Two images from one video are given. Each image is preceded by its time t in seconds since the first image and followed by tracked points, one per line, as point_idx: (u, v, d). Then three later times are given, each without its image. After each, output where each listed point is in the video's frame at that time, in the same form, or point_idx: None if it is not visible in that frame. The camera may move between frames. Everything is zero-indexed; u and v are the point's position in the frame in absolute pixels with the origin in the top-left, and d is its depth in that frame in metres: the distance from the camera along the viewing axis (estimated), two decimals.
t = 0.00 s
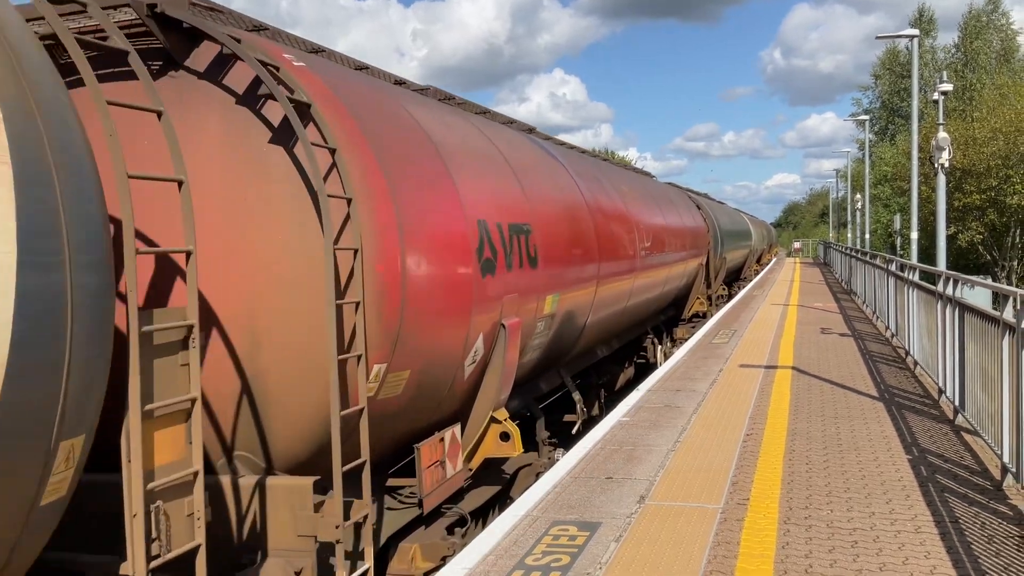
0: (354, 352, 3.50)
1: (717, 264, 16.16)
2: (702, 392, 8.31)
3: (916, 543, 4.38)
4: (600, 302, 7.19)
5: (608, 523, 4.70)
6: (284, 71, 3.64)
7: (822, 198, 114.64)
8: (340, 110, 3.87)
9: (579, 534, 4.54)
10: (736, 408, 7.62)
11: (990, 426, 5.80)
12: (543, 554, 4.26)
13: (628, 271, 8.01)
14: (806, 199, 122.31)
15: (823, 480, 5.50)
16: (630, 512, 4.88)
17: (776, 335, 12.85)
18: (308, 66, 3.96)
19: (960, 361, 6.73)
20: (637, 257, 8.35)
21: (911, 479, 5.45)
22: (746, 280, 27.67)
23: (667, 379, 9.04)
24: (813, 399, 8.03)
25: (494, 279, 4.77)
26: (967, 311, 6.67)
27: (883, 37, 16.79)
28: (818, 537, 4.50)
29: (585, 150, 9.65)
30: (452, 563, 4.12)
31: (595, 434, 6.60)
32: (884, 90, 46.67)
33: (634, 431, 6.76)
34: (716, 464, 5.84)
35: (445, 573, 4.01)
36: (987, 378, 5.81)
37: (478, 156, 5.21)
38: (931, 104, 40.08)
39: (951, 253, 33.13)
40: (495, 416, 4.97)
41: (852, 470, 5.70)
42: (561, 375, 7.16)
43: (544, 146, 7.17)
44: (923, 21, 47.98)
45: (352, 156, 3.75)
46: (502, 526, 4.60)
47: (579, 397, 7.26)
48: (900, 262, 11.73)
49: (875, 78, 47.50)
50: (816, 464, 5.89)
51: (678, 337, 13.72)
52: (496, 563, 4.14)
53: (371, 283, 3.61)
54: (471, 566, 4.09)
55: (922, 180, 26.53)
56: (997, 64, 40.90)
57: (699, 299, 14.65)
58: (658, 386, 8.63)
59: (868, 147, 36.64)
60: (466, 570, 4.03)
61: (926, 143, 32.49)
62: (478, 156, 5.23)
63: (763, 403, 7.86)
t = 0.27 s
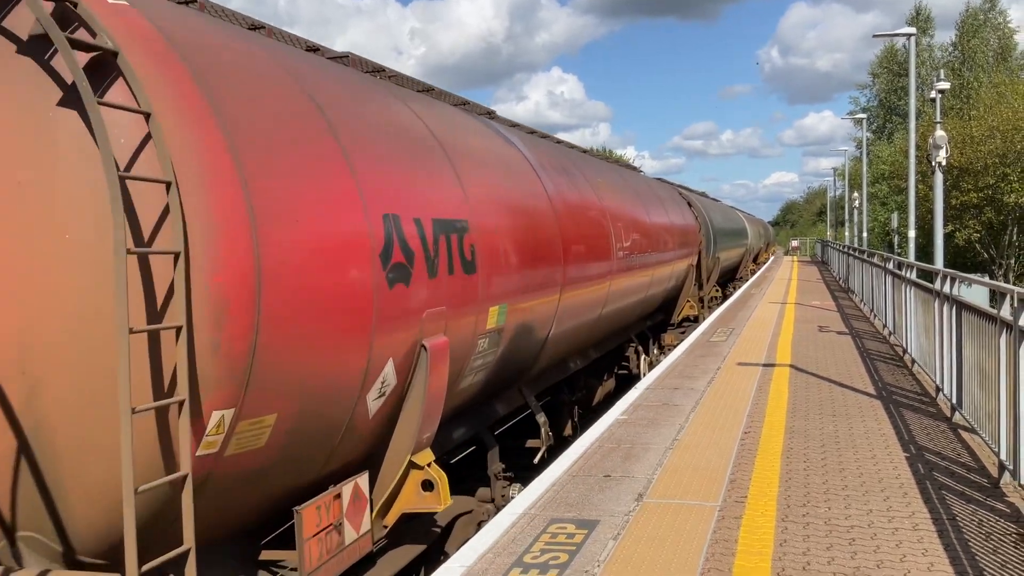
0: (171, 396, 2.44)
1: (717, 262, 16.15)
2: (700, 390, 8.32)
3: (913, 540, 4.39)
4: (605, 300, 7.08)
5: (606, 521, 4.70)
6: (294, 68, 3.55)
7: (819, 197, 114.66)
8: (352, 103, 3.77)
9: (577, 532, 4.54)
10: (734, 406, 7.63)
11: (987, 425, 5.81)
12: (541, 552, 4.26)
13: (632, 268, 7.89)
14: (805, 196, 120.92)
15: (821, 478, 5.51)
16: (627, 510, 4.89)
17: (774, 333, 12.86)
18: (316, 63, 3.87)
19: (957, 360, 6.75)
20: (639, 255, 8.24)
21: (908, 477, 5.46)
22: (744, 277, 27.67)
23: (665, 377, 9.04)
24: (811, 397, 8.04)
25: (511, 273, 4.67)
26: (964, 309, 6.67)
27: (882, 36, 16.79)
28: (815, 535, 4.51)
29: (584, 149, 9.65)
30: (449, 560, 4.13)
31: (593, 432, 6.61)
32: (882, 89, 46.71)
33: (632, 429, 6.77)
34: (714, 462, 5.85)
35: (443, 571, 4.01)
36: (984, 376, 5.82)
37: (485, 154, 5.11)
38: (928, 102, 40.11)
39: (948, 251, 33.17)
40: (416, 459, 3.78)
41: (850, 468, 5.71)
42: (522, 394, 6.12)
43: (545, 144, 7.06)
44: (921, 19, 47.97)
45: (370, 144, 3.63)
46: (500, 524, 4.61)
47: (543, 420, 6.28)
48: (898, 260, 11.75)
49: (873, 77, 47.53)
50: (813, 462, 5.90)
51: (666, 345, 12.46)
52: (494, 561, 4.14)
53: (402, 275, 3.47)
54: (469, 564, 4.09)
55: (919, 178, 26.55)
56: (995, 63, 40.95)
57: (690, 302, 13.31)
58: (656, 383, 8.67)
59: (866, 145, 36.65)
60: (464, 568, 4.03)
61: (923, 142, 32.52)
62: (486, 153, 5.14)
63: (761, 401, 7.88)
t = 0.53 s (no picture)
0: None
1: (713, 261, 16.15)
2: (699, 389, 8.31)
3: (911, 539, 4.39)
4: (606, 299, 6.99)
5: (603, 521, 4.69)
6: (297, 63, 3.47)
7: (817, 196, 114.72)
8: (354, 100, 3.69)
9: (575, 532, 4.52)
10: (731, 405, 7.63)
11: (984, 423, 5.81)
12: (539, 551, 4.25)
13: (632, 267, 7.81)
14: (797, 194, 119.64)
15: (818, 477, 5.51)
16: (625, 509, 4.88)
17: (771, 333, 12.87)
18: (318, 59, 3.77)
19: (955, 358, 6.75)
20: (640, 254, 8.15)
21: (907, 475, 5.46)
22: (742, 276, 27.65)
23: (663, 376, 9.04)
24: (808, 396, 8.04)
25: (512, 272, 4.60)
26: (962, 308, 6.66)
27: (880, 35, 16.80)
28: (812, 534, 4.50)
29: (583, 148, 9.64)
30: (448, 560, 4.11)
31: (591, 431, 6.60)
32: (879, 88, 46.74)
33: (630, 428, 6.77)
34: (712, 461, 5.85)
35: (440, 571, 4.00)
36: (982, 375, 5.82)
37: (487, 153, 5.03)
38: (925, 102, 40.15)
39: (945, 250, 33.22)
40: (277, 540, 2.79)
41: (847, 467, 5.71)
42: (470, 422, 5.20)
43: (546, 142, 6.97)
44: (918, 19, 48.00)
45: (375, 141, 3.54)
46: (498, 524, 4.59)
47: (495, 452, 5.31)
48: (895, 260, 11.76)
49: (870, 76, 47.56)
50: (810, 461, 5.90)
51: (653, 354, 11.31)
52: (491, 561, 4.13)
53: (409, 275, 3.40)
54: (467, 563, 4.08)
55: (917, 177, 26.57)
56: (991, 62, 41.01)
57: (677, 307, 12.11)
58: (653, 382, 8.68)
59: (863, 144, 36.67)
60: (462, 568, 4.02)
61: (921, 141, 32.55)
62: (487, 151, 5.06)
63: (758, 400, 7.88)
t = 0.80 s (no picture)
0: None
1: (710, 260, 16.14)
2: (696, 389, 8.33)
3: (908, 538, 4.39)
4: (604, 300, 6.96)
5: (601, 520, 4.69)
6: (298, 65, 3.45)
7: (813, 196, 114.83)
8: (355, 102, 3.67)
9: (572, 531, 4.53)
10: (729, 404, 7.64)
11: (981, 423, 5.82)
12: (537, 550, 4.26)
13: (632, 268, 7.77)
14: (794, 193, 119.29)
15: (816, 476, 5.52)
16: (622, 509, 4.88)
17: (769, 332, 12.89)
18: (319, 61, 3.76)
19: (952, 358, 6.76)
20: (640, 255, 8.11)
21: (904, 475, 5.47)
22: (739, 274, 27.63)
23: (660, 375, 9.05)
24: (806, 395, 8.05)
25: (512, 274, 4.59)
26: (960, 308, 6.67)
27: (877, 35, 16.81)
28: (810, 534, 4.50)
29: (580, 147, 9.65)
30: (446, 560, 4.11)
31: (589, 431, 6.60)
32: (876, 87, 46.81)
33: (628, 428, 6.77)
34: (710, 460, 5.85)
35: (438, 571, 4.00)
36: (979, 374, 5.82)
37: (488, 154, 5.01)
38: (922, 101, 40.22)
39: (943, 250, 33.28)
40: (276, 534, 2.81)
41: (846, 466, 5.72)
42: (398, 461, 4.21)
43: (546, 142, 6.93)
44: (915, 18, 48.02)
45: (375, 143, 3.53)
46: (496, 523, 4.59)
47: (428, 500, 4.22)
48: (893, 259, 11.78)
49: (867, 75, 47.65)
50: (809, 460, 5.90)
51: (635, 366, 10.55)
52: (489, 561, 4.13)
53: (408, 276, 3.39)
54: (464, 563, 4.08)
55: (914, 177, 26.62)
56: (988, 62, 41.08)
57: (664, 314, 11.16)
58: (651, 381, 8.69)
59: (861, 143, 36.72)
60: (459, 568, 4.02)
61: (918, 141, 32.61)
62: (486, 152, 5.04)
63: (756, 399, 7.88)
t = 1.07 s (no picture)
0: None
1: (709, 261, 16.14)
2: (694, 388, 8.34)
3: (905, 537, 4.40)
4: (598, 298, 6.95)
5: (599, 519, 4.70)
6: (294, 65, 3.44)
7: (811, 195, 114.83)
8: (352, 100, 3.66)
9: (570, 531, 4.53)
10: (724, 403, 7.65)
11: (978, 422, 5.83)
12: (535, 550, 4.26)
13: (627, 267, 7.77)
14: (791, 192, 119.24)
15: (813, 475, 5.52)
16: (620, 508, 4.88)
17: (766, 331, 12.91)
18: (314, 61, 3.74)
19: (949, 357, 6.77)
20: (635, 254, 8.10)
21: (901, 474, 5.48)
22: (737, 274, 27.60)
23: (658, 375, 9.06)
24: (804, 395, 8.06)
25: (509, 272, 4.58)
26: (956, 307, 6.68)
27: (874, 35, 16.84)
28: (808, 533, 4.51)
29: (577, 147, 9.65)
30: (444, 559, 4.11)
31: (586, 430, 6.60)
32: (873, 87, 46.86)
33: (625, 427, 6.77)
34: (707, 459, 5.86)
35: (436, 570, 3.99)
36: (976, 373, 5.83)
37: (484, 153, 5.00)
38: (919, 101, 40.27)
39: (940, 250, 33.34)
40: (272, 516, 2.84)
41: (843, 465, 5.73)
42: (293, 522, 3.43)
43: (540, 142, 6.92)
44: (913, 18, 48.05)
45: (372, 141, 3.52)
46: (494, 523, 4.59)
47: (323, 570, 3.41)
48: (889, 258, 11.80)
49: (864, 75, 47.70)
50: (806, 459, 5.91)
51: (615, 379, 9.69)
52: (487, 560, 4.13)
53: (408, 275, 3.39)
54: (462, 562, 4.08)
55: (911, 177, 26.64)
56: (985, 62, 41.14)
57: (649, 322, 10.10)
58: (649, 381, 8.69)
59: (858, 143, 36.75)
60: (457, 567, 4.02)
61: (915, 140, 32.64)
62: (485, 152, 5.04)
63: (754, 398, 7.89)
